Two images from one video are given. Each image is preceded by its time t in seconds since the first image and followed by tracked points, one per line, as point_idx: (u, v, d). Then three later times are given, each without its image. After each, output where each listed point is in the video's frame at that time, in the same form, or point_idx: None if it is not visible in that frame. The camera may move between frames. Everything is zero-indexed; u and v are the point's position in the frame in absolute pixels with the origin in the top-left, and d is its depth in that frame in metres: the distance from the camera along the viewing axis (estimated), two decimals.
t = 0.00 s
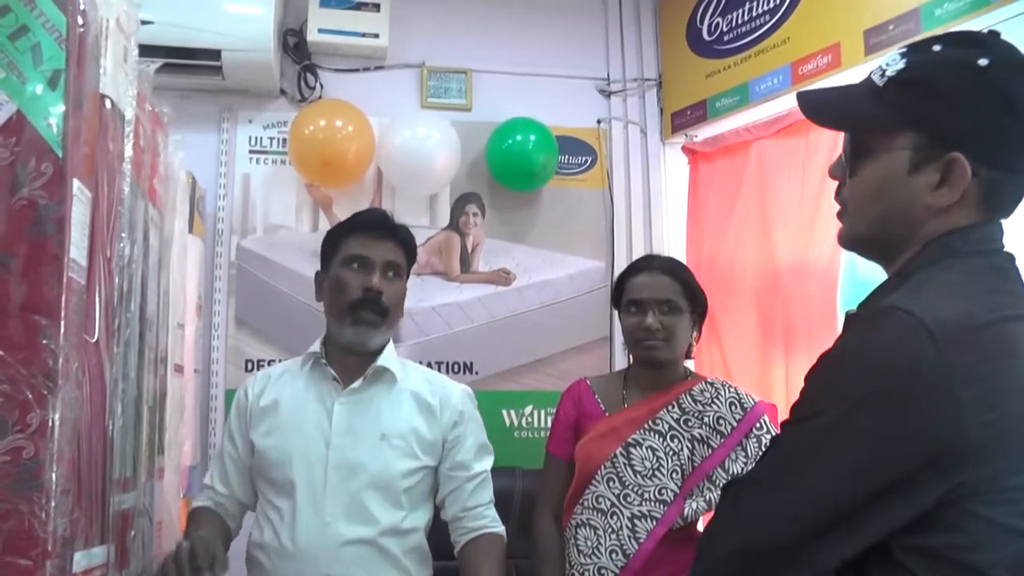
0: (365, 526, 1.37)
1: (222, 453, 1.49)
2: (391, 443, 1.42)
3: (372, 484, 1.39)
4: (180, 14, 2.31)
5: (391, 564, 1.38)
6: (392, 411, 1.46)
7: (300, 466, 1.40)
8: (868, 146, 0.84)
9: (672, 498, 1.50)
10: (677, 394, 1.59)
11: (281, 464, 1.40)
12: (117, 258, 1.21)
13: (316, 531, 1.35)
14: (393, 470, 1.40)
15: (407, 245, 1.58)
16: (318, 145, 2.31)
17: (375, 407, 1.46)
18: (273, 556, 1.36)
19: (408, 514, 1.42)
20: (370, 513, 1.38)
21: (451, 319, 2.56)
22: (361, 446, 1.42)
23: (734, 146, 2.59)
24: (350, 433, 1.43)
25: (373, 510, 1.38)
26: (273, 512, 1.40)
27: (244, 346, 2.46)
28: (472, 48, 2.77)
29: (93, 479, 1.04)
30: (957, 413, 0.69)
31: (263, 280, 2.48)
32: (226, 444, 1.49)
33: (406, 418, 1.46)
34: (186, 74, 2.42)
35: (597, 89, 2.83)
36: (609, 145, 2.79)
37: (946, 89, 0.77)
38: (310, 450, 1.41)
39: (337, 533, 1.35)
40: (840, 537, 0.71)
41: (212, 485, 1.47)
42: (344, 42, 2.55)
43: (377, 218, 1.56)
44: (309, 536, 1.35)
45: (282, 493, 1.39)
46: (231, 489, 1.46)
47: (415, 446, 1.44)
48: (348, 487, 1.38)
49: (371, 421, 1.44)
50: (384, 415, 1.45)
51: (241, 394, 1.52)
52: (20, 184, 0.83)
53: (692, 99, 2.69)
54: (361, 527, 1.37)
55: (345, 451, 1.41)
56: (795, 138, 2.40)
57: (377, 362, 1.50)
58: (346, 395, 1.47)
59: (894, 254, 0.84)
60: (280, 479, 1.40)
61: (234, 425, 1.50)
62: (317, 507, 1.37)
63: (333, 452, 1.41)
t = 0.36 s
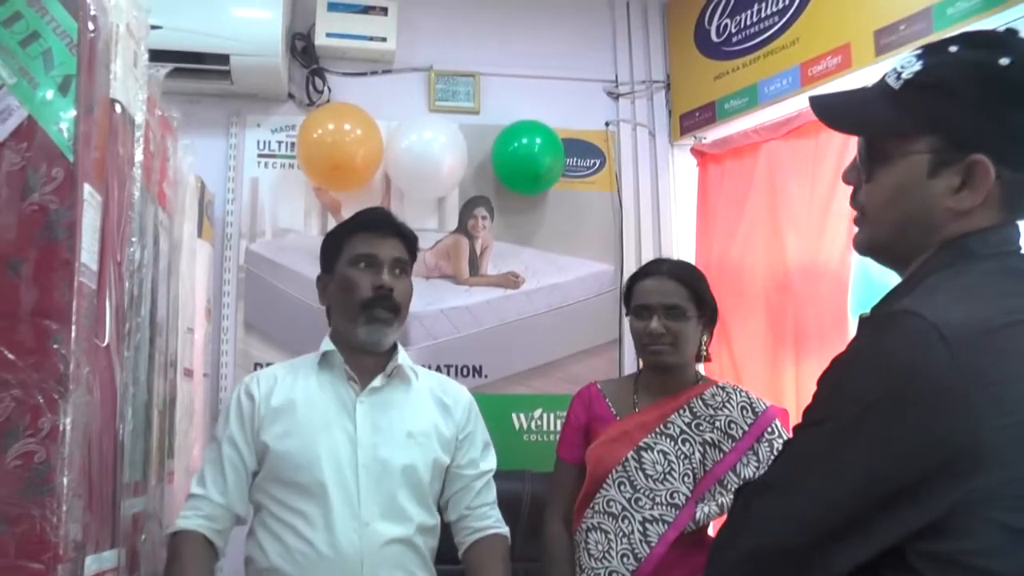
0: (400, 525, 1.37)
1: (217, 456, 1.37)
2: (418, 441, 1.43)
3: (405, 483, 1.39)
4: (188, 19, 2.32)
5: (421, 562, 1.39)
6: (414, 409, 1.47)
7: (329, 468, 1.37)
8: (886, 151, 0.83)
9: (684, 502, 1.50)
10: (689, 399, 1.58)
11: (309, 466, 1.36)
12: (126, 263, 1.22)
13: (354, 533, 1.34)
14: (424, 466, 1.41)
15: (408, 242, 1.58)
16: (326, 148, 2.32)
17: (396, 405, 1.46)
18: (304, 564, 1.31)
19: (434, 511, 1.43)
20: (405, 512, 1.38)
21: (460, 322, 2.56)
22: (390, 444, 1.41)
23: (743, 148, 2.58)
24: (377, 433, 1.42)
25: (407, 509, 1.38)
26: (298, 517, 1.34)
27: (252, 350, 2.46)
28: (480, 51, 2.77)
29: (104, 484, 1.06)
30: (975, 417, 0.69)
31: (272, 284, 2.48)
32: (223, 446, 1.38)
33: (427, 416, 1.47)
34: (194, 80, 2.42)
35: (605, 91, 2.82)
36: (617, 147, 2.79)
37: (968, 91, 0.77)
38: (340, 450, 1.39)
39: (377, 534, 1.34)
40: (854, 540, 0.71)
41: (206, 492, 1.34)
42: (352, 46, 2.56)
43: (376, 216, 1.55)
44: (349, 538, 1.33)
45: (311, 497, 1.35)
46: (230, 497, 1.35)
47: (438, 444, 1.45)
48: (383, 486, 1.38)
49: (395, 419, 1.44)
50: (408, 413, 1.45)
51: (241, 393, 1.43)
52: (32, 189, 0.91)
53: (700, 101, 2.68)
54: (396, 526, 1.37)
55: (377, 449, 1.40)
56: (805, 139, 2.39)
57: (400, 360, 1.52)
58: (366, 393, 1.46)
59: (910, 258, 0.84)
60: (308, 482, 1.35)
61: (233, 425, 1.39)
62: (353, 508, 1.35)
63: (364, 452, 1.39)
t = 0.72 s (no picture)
0: (416, 531, 1.26)
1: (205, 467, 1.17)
2: (423, 440, 1.31)
3: (417, 486, 1.28)
4: (200, 23, 2.33)
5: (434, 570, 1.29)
6: (415, 406, 1.35)
7: (338, 475, 1.21)
8: (900, 152, 0.83)
9: (698, 505, 1.50)
10: (702, 401, 1.58)
11: (316, 475, 1.20)
12: (139, 267, 1.23)
13: (374, 545, 1.20)
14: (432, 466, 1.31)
15: (391, 224, 1.45)
16: (335, 151, 2.32)
17: (396, 401, 1.33)
18: None
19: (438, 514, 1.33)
20: (419, 518, 1.27)
21: (471, 325, 2.56)
22: (398, 446, 1.28)
23: (754, 149, 2.57)
24: (384, 435, 1.28)
25: (420, 514, 1.27)
26: (304, 532, 1.18)
27: (264, 352, 2.46)
28: (492, 53, 2.77)
29: (117, 485, 1.07)
30: (994, 420, 0.68)
31: (284, 287, 2.49)
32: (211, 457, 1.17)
33: (427, 413, 1.36)
34: (207, 83, 2.43)
35: (616, 93, 2.82)
36: (628, 149, 2.79)
37: (985, 92, 0.77)
38: (346, 456, 1.23)
39: (399, 543, 1.22)
40: (874, 547, 0.71)
41: (196, 511, 1.14)
42: (363, 49, 2.56)
43: (357, 197, 1.42)
44: (370, 550, 1.19)
45: (322, 509, 1.19)
46: (223, 512, 1.16)
47: (441, 441, 1.35)
48: (397, 492, 1.25)
49: (399, 417, 1.31)
50: (409, 411, 1.33)
51: (226, 393, 1.23)
52: (46, 194, 0.93)
53: (712, 102, 2.68)
54: (412, 532, 1.25)
55: (386, 451, 1.26)
56: (817, 139, 2.38)
57: (390, 352, 1.40)
58: (365, 391, 1.32)
59: (923, 260, 0.83)
60: (314, 493, 1.19)
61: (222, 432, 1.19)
62: (370, 518, 1.21)
63: (374, 456, 1.25)
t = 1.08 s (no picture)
0: (418, 543, 1.19)
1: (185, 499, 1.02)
2: (419, 444, 1.25)
3: (417, 494, 1.21)
4: (208, 30, 2.34)
5: None
6: (405, 409, 1.28)
7: (338, 490, 1.11)
8: (910, 159, 0.82)
9: (706, 512, 1.49)
10: (710, 407, 1.58)
11: (314, 494, 1.09)
12: (148, 274, 1.24)
13: (382, 563, 1.11)
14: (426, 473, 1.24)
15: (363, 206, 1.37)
16: (340, 156, 2.32)
17: (385, 407, 1.25)
18: None
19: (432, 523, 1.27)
20: (420, 530, 1.19)
21: (479, 330, 2.56)
22: (397, 453, 1.20)
23: (762, 154, 2.57)
24: (381, 443, 1.20)
25: (422, 523, 1.20)
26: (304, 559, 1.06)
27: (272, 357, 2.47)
28: (500, 59, 2.77)
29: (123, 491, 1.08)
30: (1004, 428, 0.68)
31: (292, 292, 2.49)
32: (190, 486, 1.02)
33: (417, 417, 1.29)
34: (215, 90, 2.44)
35: (624, 98, 2.82)
36: (636, 154, 2.78)
37: (995, 99, 0.77)
38: (344, 467, 1.13)
39: (407, 559, 1.15)
40: (883, 555, 0.70)
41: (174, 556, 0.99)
42: (371, 54, 2.57)
43: (326, 178, 1.34)
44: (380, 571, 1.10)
45: (324, 529, 1.08)
46: (199, 556, 1.01)
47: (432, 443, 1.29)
48: (399, 502, 1.17)
49: (392, 422, 1.23)
50: (401, 416, 1.26)
51: (200, 407, 1.08)
52: (56, 203, 0.94)
53: (720, 107, 2.67)
54: (416, 545, 1.18)
55: (385, 462, 1.18)
56: (825, 143, 2.37)
57: (377, 349, 1.32)
58: (354, 395, 1.22)
59: (932, 267, 0.83)
60: (313, 513, 1.08)
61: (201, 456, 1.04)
62: (376, 534, 1.12)
63: (374, 466, 1.16)
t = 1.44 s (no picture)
0: (434, 556, 1.18)
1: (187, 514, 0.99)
2: (433, 454, 1.24)
3: (432, 506, 1.20)
4: (220, 36, 2.34)
5: None
6: (419, 419, 1.27)
7: (348, 503, 1.10)
8: (932, 168, 0.82)
9: (718, 524, 1.48)
10: (721, 416, 1.57)
11: (324, 508, 1.08)
12: (158, 281, 1.24)
13: None
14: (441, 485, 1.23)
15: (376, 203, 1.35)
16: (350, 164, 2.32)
17: (397, 417, 1.24)
18: None
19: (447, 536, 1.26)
20: (435, 544, 1.18)
21: (490, 337, 2.55)
22: (409, 464, 1.20)
23: (775, 162, 2.56)
24: (393, 453, 1.19)
25: (437, 535, 1.19)
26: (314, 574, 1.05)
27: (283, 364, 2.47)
28: (510, 66, 2.77)
29: (132, 499, 1.08)
30: None
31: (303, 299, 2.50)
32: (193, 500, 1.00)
33: (431, 427, 1.28)
34: (227, 97, 2.44)
35: (635, 105, 2.81)
36: (647, 161, 2.78)
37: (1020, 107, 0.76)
38: (355, 479, 1.13)
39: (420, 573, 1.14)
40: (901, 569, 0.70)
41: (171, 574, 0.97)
42: (382, 61, 2.57)
43: (338, 174, 1.33)
44: None
45: (333, 543, 1.07)
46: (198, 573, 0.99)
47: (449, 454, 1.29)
48: (412, 515, 1.16)
49: (405, 431, 1.23)
50: (414, 427, 1.25)
51: (202, 417, 1.06)
52: (68, 209, 0.94)
53: (731, 114, 2.66)
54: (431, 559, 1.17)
55: (396, 474, 1.17)
56: (838, 150, 2.37)
57: (393, 355, 1.31)
58: (367, 403, 1.22)
59: (953, 277, 0.82)
60: (321, 528, 1.07)
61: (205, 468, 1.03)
62: (387, 547, 1.11)
63: (386, 477, 1.16)
